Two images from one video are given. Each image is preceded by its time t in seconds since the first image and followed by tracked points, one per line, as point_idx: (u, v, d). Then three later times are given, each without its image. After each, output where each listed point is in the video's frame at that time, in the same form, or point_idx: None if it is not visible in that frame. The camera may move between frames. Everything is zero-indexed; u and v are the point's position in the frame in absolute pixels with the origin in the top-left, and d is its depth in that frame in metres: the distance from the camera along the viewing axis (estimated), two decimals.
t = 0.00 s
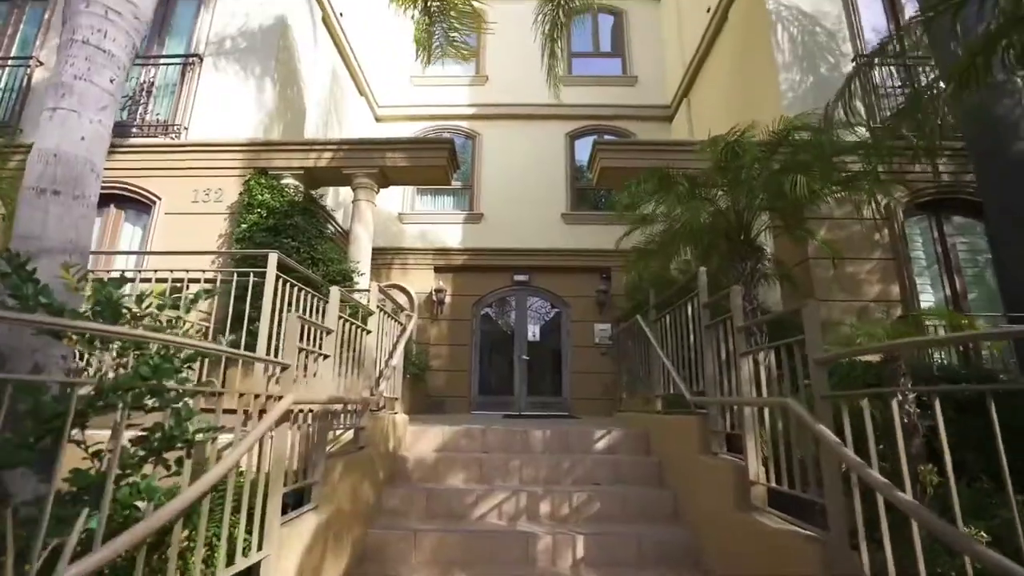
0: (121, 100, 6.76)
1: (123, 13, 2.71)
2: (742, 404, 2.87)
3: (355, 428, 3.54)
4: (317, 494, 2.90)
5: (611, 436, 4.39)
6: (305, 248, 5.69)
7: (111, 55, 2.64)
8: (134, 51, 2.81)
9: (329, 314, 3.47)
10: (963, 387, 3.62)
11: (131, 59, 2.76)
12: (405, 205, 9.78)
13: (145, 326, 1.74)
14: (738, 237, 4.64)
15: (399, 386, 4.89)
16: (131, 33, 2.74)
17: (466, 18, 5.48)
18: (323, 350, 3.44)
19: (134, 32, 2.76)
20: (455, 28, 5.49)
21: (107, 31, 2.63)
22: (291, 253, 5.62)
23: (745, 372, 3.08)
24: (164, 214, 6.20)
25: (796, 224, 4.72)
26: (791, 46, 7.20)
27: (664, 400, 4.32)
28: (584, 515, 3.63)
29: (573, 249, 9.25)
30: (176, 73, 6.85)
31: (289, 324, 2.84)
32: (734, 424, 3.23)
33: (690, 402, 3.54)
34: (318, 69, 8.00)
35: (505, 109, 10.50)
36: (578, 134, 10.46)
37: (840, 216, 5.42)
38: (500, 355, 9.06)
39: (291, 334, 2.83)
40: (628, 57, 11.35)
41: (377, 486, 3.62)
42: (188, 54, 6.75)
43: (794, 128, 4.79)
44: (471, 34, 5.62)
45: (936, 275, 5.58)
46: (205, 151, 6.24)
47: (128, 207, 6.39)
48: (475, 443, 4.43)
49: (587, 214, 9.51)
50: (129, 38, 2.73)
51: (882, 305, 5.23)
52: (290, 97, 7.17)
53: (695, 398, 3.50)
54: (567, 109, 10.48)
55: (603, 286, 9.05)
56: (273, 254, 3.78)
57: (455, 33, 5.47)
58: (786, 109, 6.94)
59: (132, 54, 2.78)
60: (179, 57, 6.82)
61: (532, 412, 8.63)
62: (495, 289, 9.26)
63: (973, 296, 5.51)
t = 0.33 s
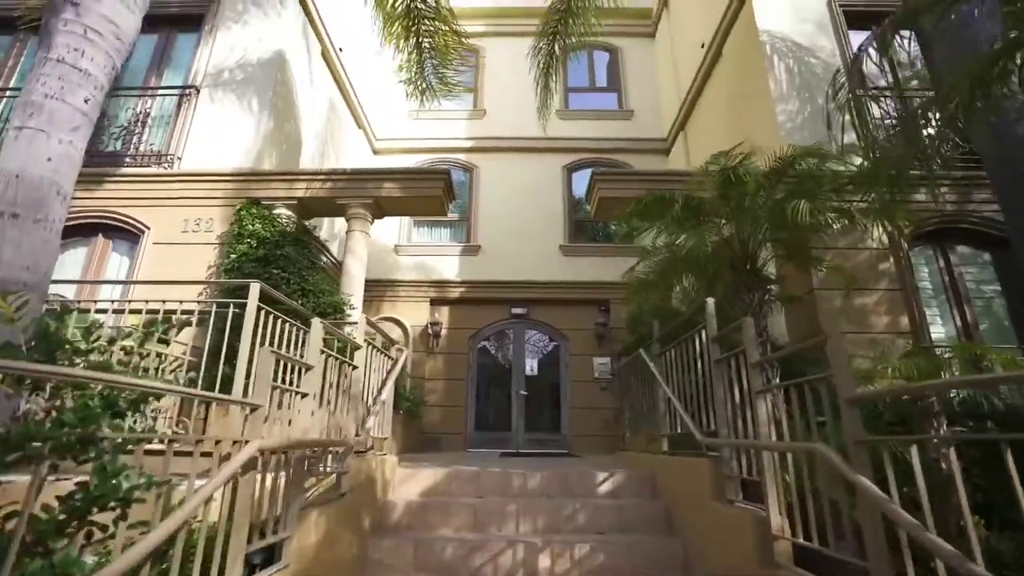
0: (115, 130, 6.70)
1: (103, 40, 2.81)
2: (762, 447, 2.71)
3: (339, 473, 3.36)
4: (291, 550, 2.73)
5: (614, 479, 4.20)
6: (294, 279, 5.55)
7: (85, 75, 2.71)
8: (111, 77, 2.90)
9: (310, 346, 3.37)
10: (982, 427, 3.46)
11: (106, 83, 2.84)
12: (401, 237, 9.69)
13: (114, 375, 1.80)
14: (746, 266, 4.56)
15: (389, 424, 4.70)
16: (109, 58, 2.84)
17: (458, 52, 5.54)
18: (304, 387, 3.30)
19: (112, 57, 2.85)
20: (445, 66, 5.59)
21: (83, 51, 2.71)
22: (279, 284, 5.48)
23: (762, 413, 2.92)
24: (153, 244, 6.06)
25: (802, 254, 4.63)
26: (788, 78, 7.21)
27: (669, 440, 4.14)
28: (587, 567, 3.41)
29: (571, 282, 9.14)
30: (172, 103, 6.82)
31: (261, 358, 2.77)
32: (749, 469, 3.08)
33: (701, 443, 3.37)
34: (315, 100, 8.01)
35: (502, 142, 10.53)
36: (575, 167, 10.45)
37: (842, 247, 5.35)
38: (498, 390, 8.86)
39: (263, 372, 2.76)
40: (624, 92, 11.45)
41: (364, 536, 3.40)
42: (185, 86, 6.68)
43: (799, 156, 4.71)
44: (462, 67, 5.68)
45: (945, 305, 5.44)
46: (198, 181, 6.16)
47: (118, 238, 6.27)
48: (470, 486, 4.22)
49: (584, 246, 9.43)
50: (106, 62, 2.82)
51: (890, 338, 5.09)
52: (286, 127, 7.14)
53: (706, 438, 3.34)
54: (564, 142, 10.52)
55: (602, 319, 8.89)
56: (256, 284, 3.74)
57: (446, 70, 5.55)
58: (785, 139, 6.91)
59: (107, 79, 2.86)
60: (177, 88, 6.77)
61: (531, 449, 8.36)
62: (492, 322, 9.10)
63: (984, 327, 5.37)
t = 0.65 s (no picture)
0: (104, 169, 6.56)
1: None
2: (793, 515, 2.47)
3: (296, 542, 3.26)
4: None
5: (619, 546, 3.87)
6: (277, 320, 5.30)
7: (91, 29, 2.34)
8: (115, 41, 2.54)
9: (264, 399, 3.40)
10: None
11: (112, 44, 2.47)
12: (396, 280, 9.51)
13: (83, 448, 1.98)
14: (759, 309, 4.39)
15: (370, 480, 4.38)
16: (112, 12, 2.47)
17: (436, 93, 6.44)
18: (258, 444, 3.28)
19: (115, 11, 2.49)
20: (426, 111, 6.40)
21: (42, 69, 2.16)
22: (260, 326, 5.22)
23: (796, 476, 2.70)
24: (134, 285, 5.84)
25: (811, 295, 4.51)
26: (787, 120, 7.19)
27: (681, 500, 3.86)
28: None
29: (569, 327, 8.93)
30: (165, 143, 6.75)
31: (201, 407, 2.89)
32: (780, 541, 2.81)
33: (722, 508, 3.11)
34: (309, 140, 7.94)
35: (499, 186, 10.49)
36: (572, 210, 10.37)
37: (851, 288, 5.19)
38: (494, 440, 8.49)
39: (202, 430, 2.84)
40: (621, 136, 11.49)
41: None
42: (178, 125, 6.62)
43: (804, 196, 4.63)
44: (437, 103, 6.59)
45: (965, 349, 5.19)
46: (189, 221, 6.05)
47: (100, 279, 6.07)
48: (465, 552, 3.88)
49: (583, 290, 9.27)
50: (110, 16, 2.46)
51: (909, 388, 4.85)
52: (280, 167, 7.04)
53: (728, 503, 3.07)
54: (562, 186, 10.48)
55: (602, 364, 8.62)
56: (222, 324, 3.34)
57: (429, 111, 6.43)
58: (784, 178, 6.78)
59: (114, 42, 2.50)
60: (170, 128, 6.72)
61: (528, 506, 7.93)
62: (488, 367, 8.82)
63: (1009, 371, 5.07)
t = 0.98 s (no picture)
0: (97, 196, 6.47)
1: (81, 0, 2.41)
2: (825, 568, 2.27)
3: None
4: None
5: None
6: (264, 350, 5.11)
7: (71, 42, 2.30)
8: (98, 56, 2.51)
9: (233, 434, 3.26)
10: None
11: (94, 58, 2.44)
12: (392, 311, 9.35)
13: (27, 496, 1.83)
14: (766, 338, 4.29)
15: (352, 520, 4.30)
16: (95, 26, 2.44)
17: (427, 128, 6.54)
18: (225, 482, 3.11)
19: (98, 23, 2.45)
20: (419, 142, 6.55)
21: (12, 79, 2.10)
22: (247, 355, 5.03)
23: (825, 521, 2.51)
24: (121, 315, 5.70)
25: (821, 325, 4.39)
26: (788, 149, 7.15)
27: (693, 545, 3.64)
28: None
29: (568, 359, 8.74)
30: (159, 170, 6.67)
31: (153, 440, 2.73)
32: None
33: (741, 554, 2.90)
34: (304, 168, 7.88)
35: (497, 217, 10.42)
36: (571, 241, 10.27)
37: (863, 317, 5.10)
38: (492, 477, 8.20)
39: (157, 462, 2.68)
40: (619, 168, 11.49)
41: None
42: (173, 153, 6.56)
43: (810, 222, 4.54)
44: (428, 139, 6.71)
45: (982, 379, 5.06)
46: (183, 248, 5.97)
47: (85, 307, 5.93)
48: None
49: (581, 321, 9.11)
50: (93, 30, 2.42)
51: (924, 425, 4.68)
52: (274, 195, 6.96)
53: (748, 550, 2.86)
54: (561, 217, 10.42)
55: (603, 399, 8.40)
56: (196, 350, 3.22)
57: (421, 144, 6.54)
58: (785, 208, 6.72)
59: (98, 57, 2.46)
60: (166, 155, 6.65)
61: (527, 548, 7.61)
62: (484, 402, 8.59)
63: None
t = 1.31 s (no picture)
0: (86, 219, 6.35)
1: (62, 8, 2.46)
2: None
3: None
4: None
5: None
6: (250, 377, 4.90)
7: (45, 45, 2.33)
8: (77, 62, 2.54)
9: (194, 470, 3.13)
10: None
11: (71, 64, 2.46)
12: (388, 340, 9.17)
13: None
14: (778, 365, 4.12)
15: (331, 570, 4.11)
16: (74, 32, 2.47)
17: (420, 157, 6.46)
18: (191, 522, 3.00)
19: (78, 30, 2.49)
20: (413, 166, 6.46)
21: None
22: (233, 384, 4.83)
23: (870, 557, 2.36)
24: (107, 341, 5.53)
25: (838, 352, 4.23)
26: (789, 175, 7.09)
27: None
28: None
29: (569, 389, 8.54)
30: (152, 194, 6.58)
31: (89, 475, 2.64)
32: None
33: None
34: (300, 193, 7.80)
35: (496, 244, 10.32)
36: (570, 269, 10.14)
37: (875, 342, 5.12)
38: (489, 514, 7.87)
39: (89, 501, 2.59)
40: (617, 196, 11.43)
41: None
42: (167, 176, 6.48)
43: (819, 247, 4.42)
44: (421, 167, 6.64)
45: (1005, 410, 4.91)
46: (174, 273, 5.84)
47: (67, 332, 5.74)
48: None
49: (581, 350, 8.94)
50: (71, 36, 2.46)
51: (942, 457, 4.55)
52: (268, 220, 6.86)
53: None
54: (561, 245, 10.32)
55: (605, 431, 8.17)
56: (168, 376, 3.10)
57: (417, 169, 6.47)
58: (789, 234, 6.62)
59: (75, 62, 2.49)
60: (159, 179, 6.57)
61: None
62: (481, 433, 8.34)
63: None
